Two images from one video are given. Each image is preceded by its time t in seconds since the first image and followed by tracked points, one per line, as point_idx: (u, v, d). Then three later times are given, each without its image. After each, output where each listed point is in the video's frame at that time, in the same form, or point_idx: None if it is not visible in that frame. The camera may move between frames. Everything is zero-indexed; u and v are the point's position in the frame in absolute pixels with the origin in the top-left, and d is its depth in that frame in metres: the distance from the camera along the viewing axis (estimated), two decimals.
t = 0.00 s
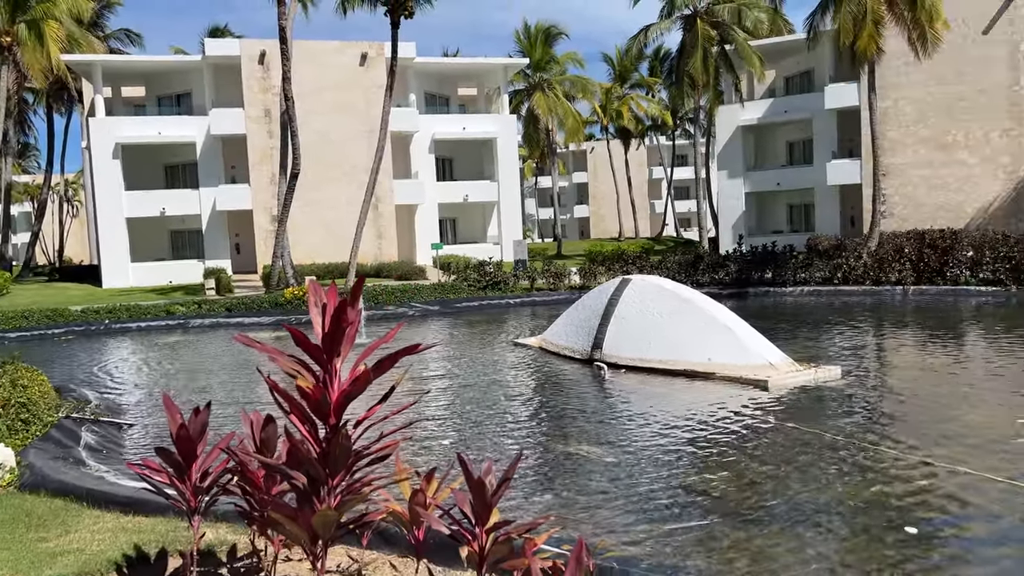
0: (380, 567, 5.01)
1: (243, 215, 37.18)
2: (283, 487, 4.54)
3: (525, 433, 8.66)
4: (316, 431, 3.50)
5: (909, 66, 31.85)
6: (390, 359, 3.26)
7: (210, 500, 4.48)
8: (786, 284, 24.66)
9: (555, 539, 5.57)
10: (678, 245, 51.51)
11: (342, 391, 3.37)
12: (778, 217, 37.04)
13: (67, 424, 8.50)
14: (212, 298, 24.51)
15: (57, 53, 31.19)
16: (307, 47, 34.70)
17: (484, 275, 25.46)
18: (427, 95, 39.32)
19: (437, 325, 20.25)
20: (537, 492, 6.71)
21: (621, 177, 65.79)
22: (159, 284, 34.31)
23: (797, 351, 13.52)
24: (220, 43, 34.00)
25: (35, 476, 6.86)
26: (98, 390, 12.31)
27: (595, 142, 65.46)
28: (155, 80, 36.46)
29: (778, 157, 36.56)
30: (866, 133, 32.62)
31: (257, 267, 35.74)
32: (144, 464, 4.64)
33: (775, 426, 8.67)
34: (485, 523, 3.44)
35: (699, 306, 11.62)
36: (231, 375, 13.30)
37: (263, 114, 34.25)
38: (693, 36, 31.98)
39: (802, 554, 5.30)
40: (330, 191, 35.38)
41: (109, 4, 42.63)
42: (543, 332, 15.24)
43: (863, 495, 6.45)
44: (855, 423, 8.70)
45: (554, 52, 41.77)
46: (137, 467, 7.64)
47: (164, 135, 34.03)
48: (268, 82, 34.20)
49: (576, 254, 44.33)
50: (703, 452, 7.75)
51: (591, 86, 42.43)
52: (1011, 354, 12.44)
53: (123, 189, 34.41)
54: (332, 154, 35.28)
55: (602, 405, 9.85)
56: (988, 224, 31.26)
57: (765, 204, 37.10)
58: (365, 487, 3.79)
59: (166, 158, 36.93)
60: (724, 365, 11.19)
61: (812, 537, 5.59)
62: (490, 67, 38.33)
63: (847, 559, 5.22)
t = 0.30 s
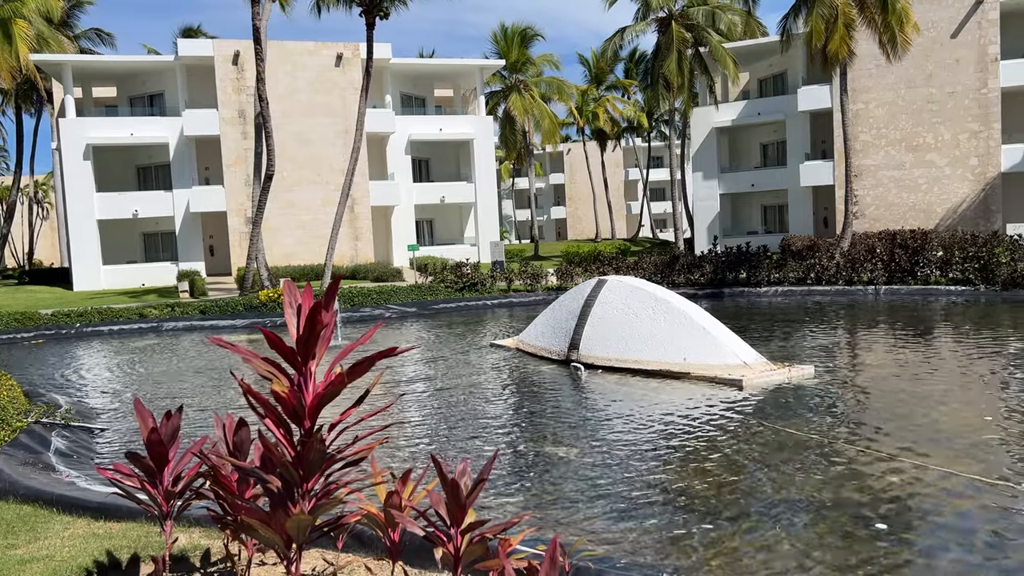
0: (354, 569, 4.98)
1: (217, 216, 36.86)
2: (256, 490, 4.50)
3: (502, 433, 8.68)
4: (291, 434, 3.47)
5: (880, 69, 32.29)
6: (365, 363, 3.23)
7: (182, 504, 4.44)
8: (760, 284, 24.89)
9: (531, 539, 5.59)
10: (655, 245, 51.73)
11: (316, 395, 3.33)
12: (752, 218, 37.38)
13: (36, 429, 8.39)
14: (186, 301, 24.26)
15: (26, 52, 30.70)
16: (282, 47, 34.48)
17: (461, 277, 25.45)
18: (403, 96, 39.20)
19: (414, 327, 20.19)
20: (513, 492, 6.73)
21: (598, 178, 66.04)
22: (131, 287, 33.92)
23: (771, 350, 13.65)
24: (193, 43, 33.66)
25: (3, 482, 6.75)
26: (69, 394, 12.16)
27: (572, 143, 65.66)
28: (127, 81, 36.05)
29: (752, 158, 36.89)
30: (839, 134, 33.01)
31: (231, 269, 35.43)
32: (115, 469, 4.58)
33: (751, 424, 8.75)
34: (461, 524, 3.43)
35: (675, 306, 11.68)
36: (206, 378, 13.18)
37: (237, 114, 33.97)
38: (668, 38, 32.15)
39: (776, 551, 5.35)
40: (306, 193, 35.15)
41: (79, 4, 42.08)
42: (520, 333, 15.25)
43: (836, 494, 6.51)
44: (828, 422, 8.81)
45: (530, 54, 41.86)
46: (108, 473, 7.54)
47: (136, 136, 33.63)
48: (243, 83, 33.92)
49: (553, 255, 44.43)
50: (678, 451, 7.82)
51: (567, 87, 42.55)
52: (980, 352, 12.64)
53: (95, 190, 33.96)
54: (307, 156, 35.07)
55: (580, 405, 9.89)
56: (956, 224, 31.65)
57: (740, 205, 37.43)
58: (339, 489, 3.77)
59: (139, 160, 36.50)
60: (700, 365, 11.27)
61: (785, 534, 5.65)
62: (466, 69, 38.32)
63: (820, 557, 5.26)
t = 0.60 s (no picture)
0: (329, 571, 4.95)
1: (191, 217, 36.51)
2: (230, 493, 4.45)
3: (478, 435, 8.68)
4: (263, 437, 3.44)
5: (853, 71, 32.73)
6: (338, 364, 3.21)
7: (155, 508, 4.39)
8: (735, 285, 25.08)
9: (506, 540, 5.60)
10: (632, 246, 51.98)
11: (288, 397, 3.32)
12: (728, 219, 37.69)
13: (6, 434, 8.26)
14: (160, 303, 24.00)
15: None
16: (257, 47, 34.23)
17: (438, 278, 25.41)
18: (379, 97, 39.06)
19: (391, 328, 20.12)
20: (489, 493, 6.74)
21: (575, 180, 66.23)
22: (104, 289, 33.50)
23: (746, 350, 13.78)
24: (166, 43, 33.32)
25: None
26: (41, 398, 11.98)
27: (549, 145, 65.78)
28: (99, 80, 35.59)
29: (728, 160, 37.19)
30: (812, 136, 33.39)
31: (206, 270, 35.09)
32: (86, 474, 4.51)
33: (726, 424, 8.82)
34: (436, 525, 3.43)
35: (651, 306, 11.75)
36: (179, 381, 13.03)
37: (211, 115, 33.68)
38: (644, 41, 32.29)
39: (750, 549, 5.40)
40: (282, 194, 34.91)
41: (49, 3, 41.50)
42: (498, 334, 15.25)
43: (812, 493, 6.56)
44: (801, 420, 8.91)
45: (506, 55, 41.92)
46: (78, 477, 7.44)
47: (108, 136, 33.21)
48: (217, 83, 33.64)
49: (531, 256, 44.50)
50: (654, 451, 7.86)
51: (544, 89, 42.65)
52: (950, 351, 12.82)
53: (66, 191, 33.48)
54: (283, 157, 34.85)
55: (557, 406, 9.90)
56: (927, 225, 32.07)
57: (715, 206, 37.72)
58: (314, 492, 3.74)
59: (110, 161, 36.05)
60: (675, 365, 11.34)
61: (759, 532, 5.71)
62: (443, 70, 38.28)
63: (794, 554, 5.33)
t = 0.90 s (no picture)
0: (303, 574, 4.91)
1: (166, 217, 36.14)
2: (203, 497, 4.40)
3: (455, 436, 8.65)
4: (236, 440, 3.41)
5: (827, 74, 33.09)
6: (311, 365, 3.19)
7: (126, 512, 4.33)
8: (711, 285, 25.24)
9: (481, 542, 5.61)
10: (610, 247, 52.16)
11: (261, 399, 3.29)
12: (704, 220, 37.96)
13: None
14: (133, 305, 23.72)
15: None
16: (232, 47, 33.97)
17: (416, 279, 25.34)
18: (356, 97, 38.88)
19: (368, 329, 20.03)
20: (465, 494, 6.74)
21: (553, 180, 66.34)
22: (76, 291, 33.07)
23: (722, 350, 13.87)
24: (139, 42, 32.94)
25: None
26: (10, 402, 11.78)
27: (527, 145, 65.85)
28: (71, 79, 35.12)
29: (704, 161, 37.44)
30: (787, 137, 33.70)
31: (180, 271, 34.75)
32: (55, 479, 4.43)
33: (702, 423, 8.87)
34: (411, 527, 3.41)
35: (628, 307, 11.80)
36: (153, 384, 12.88)
37: (186, 114, 33.35)
38: (621, 42, 32.38)
39: (724, 549, 5.44)
40: (257, 194, 34.65)
41: None
42: (476, 335, 15.22)
43: (785, 492, 6.61)
44: (775, 420, 8.98)
45: (484, 55, 41.92)
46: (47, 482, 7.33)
47: (80, 136, 32.79)
48: (191, 82, 33.32)
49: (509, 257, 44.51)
50: (631, 451, 7.89)
51: (521, 89, 42.69)
52: (921, 350, 13.00)
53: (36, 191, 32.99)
54: (258, 157, 34.58)
55: (534, 407, 9.90)
56: (899, 226, 32.49)
57: (692, 207, 37.97)
58: (287, 494, 3.71)
59: (83, 161, 35.58)
60: (652, 365, 11.40)
61: (732, 532, 5.75)
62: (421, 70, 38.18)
63: (767, 553, 5.37)
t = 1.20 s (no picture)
0: None
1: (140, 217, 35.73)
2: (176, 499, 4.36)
3: (432, 437, 8.65)
4: (210, 441, 3.39)
5: (802, 76, 33.43)
6: (286, 365, 3.18)
7: (98, 515, 4.28)
8: (688, 285, 25.40)
9: (458, 542, 5.61)
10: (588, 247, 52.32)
11: (235, 399, 3.27)
12: (681, 220, 38.21)
13: None
14: (106, 306, 23.41)
15: None
16: (208, 45, 33.65)
17: (394, 279, 25.26)
18: (334, 96, 38.68)
19: (345, 330, 19.92)
20: (443, 495, 6.74)
21: (531, 181, 66.43)
22: (48, 292, 32.60)
23: (698, 350, 13.95)
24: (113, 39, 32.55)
25: None
26: None
27: (506, 146, 65.87)
28: (43, 77, 34.61)
29: (681, 162, 37.68)
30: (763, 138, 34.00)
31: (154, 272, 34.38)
32: (26, 481, 4.37)
33: (679, 422, 8.93)
34: (387, 529, 3.41)
35: (605, 307, 11.85)
36: (126, 386, 12.71)
37: (160, 113, 33.00)
38: (599, 44, 32.40)
39: (700, 547, 5.48)
40: (233, 194, 34.36)
41: None
42: (454, 336, 15.19)
43: (761, 490, 6.68)
44: (751, 419, 9.06)
45: (462, 55, 41.89)
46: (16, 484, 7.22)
47: (53, 134, 32.33)
48: (166, 80, 32.98)
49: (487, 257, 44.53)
50: (609, 451, 7.92)
51: (500, 90, 42.69)
52: (893, 350, 13.17)
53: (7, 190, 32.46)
54: (234, 156, 34.31)
55: (512, 407, 9.91)
56: (873, 226, 32.89)
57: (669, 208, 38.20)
58: (262, 496, 3.69)
59: (55, 159, 35.08)
60: (630, 364, 11.45)
61: (709, 529, 5.79)
62: (399, 70, 38.07)
63: (743, 551, 5.41)
